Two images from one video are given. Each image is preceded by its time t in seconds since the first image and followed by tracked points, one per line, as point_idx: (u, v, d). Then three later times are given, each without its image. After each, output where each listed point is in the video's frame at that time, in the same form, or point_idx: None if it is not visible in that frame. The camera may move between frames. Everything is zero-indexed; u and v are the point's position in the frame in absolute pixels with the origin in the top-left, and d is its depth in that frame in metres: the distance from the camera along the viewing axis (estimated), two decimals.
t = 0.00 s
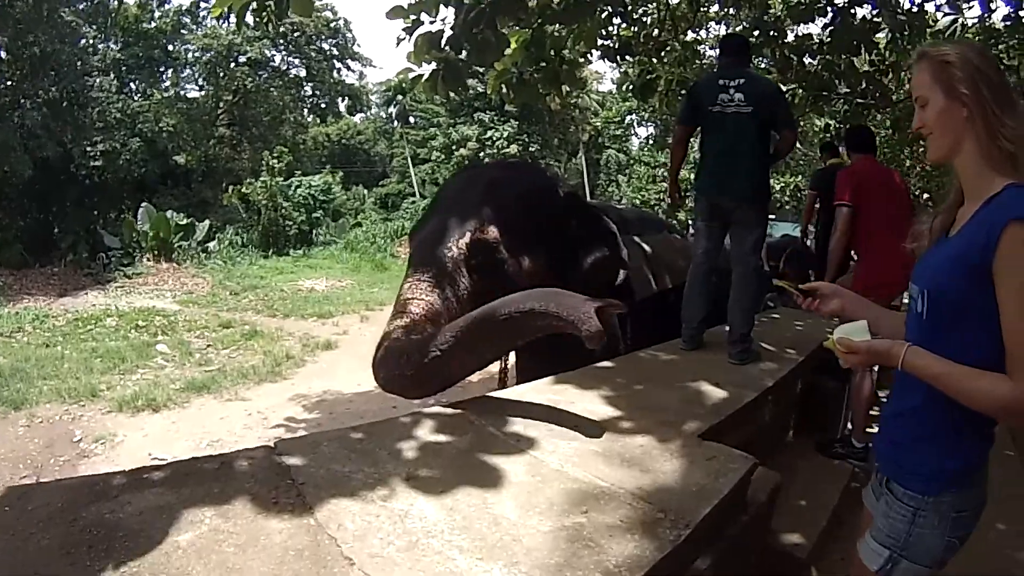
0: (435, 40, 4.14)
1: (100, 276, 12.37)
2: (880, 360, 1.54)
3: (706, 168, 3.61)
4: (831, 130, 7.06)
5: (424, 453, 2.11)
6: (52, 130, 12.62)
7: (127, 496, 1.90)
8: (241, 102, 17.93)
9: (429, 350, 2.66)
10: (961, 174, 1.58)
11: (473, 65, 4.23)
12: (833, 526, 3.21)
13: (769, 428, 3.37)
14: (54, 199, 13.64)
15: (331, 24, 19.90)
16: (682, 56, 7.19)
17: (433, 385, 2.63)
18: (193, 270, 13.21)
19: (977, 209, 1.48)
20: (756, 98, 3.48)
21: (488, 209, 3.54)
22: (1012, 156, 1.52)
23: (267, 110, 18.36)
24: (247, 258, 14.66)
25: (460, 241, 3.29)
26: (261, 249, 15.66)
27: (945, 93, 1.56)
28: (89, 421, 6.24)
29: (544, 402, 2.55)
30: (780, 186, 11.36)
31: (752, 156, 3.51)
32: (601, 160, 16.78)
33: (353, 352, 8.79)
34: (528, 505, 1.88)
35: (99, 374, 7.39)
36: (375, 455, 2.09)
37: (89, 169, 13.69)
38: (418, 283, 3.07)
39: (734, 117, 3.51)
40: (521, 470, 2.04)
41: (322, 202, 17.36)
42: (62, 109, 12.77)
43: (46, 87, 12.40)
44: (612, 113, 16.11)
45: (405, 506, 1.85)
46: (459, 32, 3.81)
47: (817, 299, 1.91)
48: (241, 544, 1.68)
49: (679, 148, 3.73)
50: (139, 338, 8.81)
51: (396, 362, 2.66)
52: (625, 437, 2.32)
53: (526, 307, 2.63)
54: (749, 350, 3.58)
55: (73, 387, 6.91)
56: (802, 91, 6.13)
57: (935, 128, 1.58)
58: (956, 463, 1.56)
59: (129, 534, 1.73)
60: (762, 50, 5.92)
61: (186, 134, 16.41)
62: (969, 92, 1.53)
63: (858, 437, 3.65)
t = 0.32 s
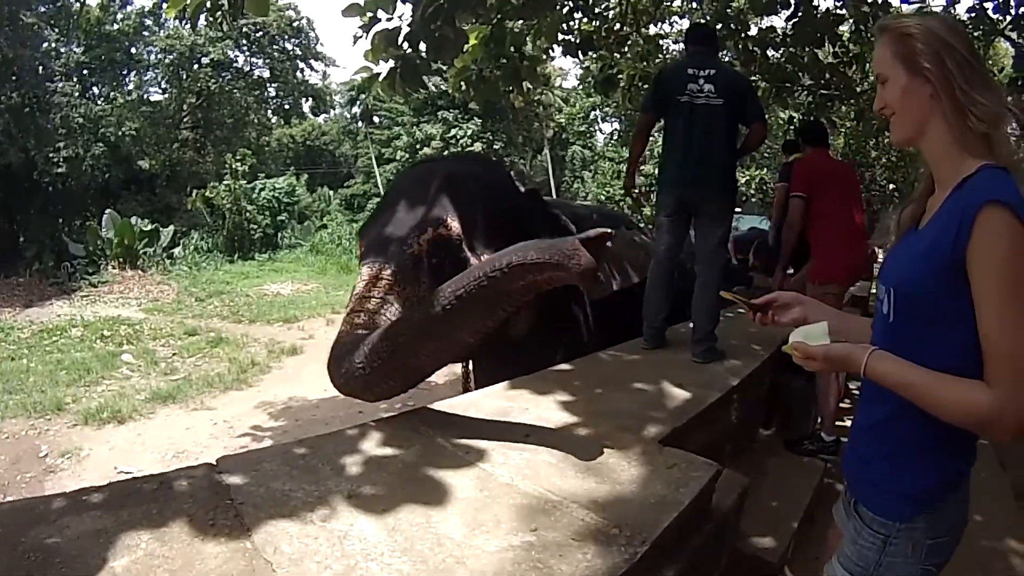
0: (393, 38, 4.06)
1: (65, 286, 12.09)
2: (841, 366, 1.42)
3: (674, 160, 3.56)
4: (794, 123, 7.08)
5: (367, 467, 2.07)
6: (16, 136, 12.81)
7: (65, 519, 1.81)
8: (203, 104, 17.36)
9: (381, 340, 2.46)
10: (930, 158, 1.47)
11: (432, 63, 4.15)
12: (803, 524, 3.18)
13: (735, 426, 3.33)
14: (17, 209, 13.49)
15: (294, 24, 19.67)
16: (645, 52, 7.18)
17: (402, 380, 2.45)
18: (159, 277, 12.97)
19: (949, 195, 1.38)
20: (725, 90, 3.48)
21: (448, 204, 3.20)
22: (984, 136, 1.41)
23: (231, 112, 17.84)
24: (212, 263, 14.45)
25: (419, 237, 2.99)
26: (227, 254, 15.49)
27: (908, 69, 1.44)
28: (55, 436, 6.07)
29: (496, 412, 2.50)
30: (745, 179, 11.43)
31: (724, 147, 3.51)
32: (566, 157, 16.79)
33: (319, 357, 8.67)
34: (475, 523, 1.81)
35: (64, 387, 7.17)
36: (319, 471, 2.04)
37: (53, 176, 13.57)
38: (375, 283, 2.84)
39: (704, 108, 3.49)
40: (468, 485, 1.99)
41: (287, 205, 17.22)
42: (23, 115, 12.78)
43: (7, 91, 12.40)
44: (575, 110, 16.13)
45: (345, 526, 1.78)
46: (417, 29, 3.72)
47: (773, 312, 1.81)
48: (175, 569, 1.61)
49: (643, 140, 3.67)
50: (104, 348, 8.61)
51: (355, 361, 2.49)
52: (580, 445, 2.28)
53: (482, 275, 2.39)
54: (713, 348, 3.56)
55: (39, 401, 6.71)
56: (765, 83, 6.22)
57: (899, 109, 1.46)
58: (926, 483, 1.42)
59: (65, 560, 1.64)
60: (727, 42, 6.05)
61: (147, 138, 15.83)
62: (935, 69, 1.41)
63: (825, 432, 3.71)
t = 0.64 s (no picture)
0: (397, 25, 4.01)
1: (69, 265, 12.06)
2: (821, 390, 1.28)
3: (675, 153, 3.48)
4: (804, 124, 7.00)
5: (331, 463, 2.05)
6: (24, 114, 12.77)
7: (28, 501, 1.77)
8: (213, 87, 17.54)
9: (373, 331, 2.11)
10: (933, 158, 1.31)
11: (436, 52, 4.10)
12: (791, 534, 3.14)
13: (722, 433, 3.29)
14: (25, 186, 13.48)
15: (306, 10, 19.53)
16: (656, 47, 7.07)
17: (404, 374, 2.15)
18: (162, 259, 12.93)
19: (953, 196, 1.24)
20: (736, 88, 3.44)
21: (445, 195, 3.09)
22: (996, 133, 1.25)
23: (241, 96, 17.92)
24: (217, 247, 14.36)
25: (412, 229, 2.81)
26: (231, 238, 15.46)
27: (913, 55, 1.26)
28: (49, 416, 6.04)
29: (469, 411, 2.49)
30: (753, 179, 11.34)
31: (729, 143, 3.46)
32: (575, 150, 16.68)
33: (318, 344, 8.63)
34: (430, 526, 1.78)
35: (61, 367, 7.14)
36: (280, 464, 2.02)
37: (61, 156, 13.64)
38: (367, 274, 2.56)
39: (713, 102, 3.42)
40: (430, 487, 1.96)
41: (293, 190, 16.81)
42: (32, 95, 12.79)
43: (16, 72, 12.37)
44: (585, 104, 16.01)
45: (297, 523, 1.76)
46: (421, 17, 3.66)
47: (752, 280, 1.60)
48: (127, 557, 1.59)
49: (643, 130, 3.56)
50: (103, 328, 8.59)
51: (344, 356, 2.16)
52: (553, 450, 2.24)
53: (482, 249, 2.05)
54: (704, 352, 3.51)
55: (35, 380, 6.67)
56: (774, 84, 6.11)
57: (901, 99, 1.28)
58: (903, 523, 1.31)
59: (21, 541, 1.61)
60: (737, 41, 6.06)
61: (157, 120, 15.82)
62: (946, 55, 1.24)
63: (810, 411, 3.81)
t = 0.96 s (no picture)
0: (386, 29, 4.01)
1: (70, 274, 12.09)
2: (770, 400, 1.21)
3: (659, 150, 3.48)
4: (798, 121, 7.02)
5: (300, 463, 2.24)
6: (23, 125, 12.85)
7: (11, 499, 1.93)
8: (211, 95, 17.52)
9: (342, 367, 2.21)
10: (882, 140, 1.25)
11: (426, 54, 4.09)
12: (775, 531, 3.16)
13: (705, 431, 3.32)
14: (26, 196, 13.58)
15: (302, 15, 19.48)
16: (649, 46, 7.07)
17: (369, 406, 2.27)
18: (162, 266, 12.96)
19: (906, 179, 1.17)
20: (722, 81, 3.49)
21: (424, 196, 3.18)
22: (949, 107, 1.20)
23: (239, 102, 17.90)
24: (217, 254, 14.39)
25: (391, 230, 2.99)
26: (231, 244, 15.50)
27: (854, 33, 1.20)
28: (49, 424, 6.03)
29: (443, 412, 2.69)
30: (751, 177, 11.33)
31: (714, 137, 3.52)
32: (574, 151, 16.65)
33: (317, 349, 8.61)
34: (388, 525, 1.95)
35: (61, 376, 7.16)
36: (251, 464, 2.22)
37: (60, 166, 13.64)
38: (346, 276, 2.77)
39: (700, 95, 3.46)
40: (394, 487, 2.14)
41: (292, 196, 16.68)
42: (31, 105, 12.91)
43: (14, 82, 12.50)
44: (582, 105, 16.01)
45: (261, 519, 1.94)
46: (410, 20, 3.65)
47: (700, 288, 1.62)
48: (97, 551, 1.75)
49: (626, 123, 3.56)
50: (103, 336, 8.62)
51: (319, 386, 2.31)
52: (523, 450, 2.42)
53: (434, 286, 2.04)
54: (687, 351, 3.55)
55: (35, 389, 6.68)
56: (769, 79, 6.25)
57: (844, 82, 1.22)
58: (861, 529, 1.29)
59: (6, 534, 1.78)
60: (730, 37, 6.26)
61: (155, 128, 15.88)
62: (888, 32, 1.18)
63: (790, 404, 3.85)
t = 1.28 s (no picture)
0: (388, 24, 4.02)
1: (82, 274, 12.20)
2: (752, 402, 1.19)
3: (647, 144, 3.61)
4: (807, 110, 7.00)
5: (291, 453, 2.48)
6: (32, 126, 12.97)
7: (14, 488, 2.18)
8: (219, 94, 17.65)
9: (324, 365, 2.38)
10: (866, 116, 1.23)
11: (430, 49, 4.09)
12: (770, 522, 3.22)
13: (700, 423, 3.39)
14: (36, 196, 13.78)
15: (309, 12, 19.48)
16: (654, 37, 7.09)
17: (345, 409, 2.45)
18: (173, 264, 13.03)
19: (894, 159, 1.15)
20: (701, 68, 3.62)
21: (410, 195, 3.52)
22: (935, 82, 1.18)
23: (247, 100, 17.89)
24: (228, 251, 14.47)
25: (382, 228, 3.27)
26: (243, 241, 15.66)
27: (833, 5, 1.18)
28: (61, 422, 6.09)
29: (436, 404, 2.98)
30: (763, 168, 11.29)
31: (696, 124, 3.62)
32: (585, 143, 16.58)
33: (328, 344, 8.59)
34: (373, 514, 2.18)
35: (73, 374, 7.24)
36: (245, 454, 2.48)
37: (71, 167, 13.75)
38: (332, 280, 2.98)
39: (681, 82, 3.59)
40: (383, 479, 2.37)
41: (303, 192, 16.65)
42: (39, 107, 13.06)
43: (23, 85, 12.74)
44: (591, 97, 15.98)
45: (251, 509, 2.18)
46: (412, 15, 3.65)
47: (667, 267, 1.62)
48: (93, 537, 1.99)
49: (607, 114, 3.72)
50: (115, 335, 8.70)
51: (295, 396, 2.48)
52: (513, 440, 2.68)
53: (407, 274, 2.25)
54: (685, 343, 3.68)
55: (48, 387, 6.77)
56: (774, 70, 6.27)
57: (821, 55, 1.20)
58: (845, 528, 1.28)
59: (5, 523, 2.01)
60: (737, 27, 6.28)
61: (165, 128, 16.10)
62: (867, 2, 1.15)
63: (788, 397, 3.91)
